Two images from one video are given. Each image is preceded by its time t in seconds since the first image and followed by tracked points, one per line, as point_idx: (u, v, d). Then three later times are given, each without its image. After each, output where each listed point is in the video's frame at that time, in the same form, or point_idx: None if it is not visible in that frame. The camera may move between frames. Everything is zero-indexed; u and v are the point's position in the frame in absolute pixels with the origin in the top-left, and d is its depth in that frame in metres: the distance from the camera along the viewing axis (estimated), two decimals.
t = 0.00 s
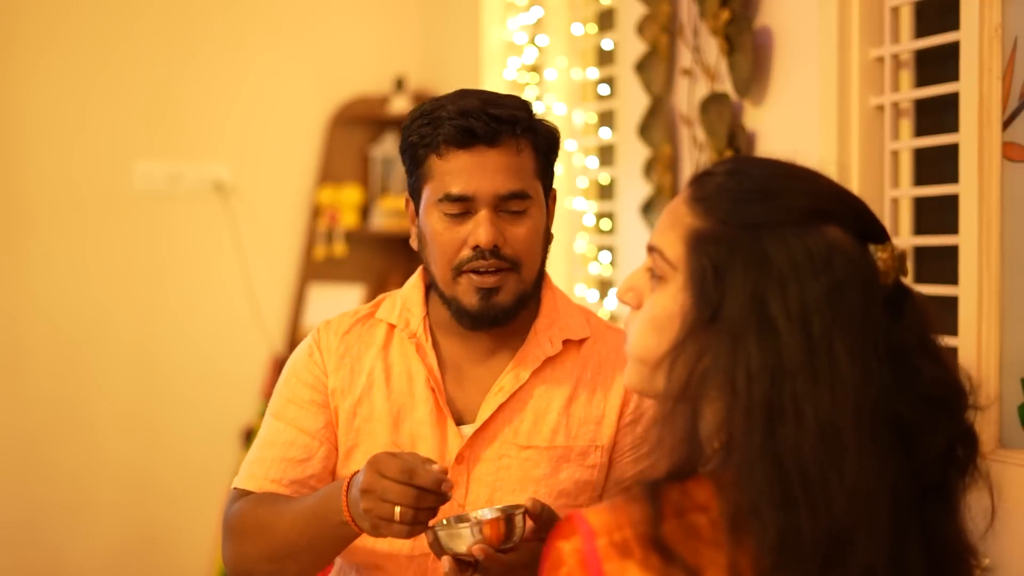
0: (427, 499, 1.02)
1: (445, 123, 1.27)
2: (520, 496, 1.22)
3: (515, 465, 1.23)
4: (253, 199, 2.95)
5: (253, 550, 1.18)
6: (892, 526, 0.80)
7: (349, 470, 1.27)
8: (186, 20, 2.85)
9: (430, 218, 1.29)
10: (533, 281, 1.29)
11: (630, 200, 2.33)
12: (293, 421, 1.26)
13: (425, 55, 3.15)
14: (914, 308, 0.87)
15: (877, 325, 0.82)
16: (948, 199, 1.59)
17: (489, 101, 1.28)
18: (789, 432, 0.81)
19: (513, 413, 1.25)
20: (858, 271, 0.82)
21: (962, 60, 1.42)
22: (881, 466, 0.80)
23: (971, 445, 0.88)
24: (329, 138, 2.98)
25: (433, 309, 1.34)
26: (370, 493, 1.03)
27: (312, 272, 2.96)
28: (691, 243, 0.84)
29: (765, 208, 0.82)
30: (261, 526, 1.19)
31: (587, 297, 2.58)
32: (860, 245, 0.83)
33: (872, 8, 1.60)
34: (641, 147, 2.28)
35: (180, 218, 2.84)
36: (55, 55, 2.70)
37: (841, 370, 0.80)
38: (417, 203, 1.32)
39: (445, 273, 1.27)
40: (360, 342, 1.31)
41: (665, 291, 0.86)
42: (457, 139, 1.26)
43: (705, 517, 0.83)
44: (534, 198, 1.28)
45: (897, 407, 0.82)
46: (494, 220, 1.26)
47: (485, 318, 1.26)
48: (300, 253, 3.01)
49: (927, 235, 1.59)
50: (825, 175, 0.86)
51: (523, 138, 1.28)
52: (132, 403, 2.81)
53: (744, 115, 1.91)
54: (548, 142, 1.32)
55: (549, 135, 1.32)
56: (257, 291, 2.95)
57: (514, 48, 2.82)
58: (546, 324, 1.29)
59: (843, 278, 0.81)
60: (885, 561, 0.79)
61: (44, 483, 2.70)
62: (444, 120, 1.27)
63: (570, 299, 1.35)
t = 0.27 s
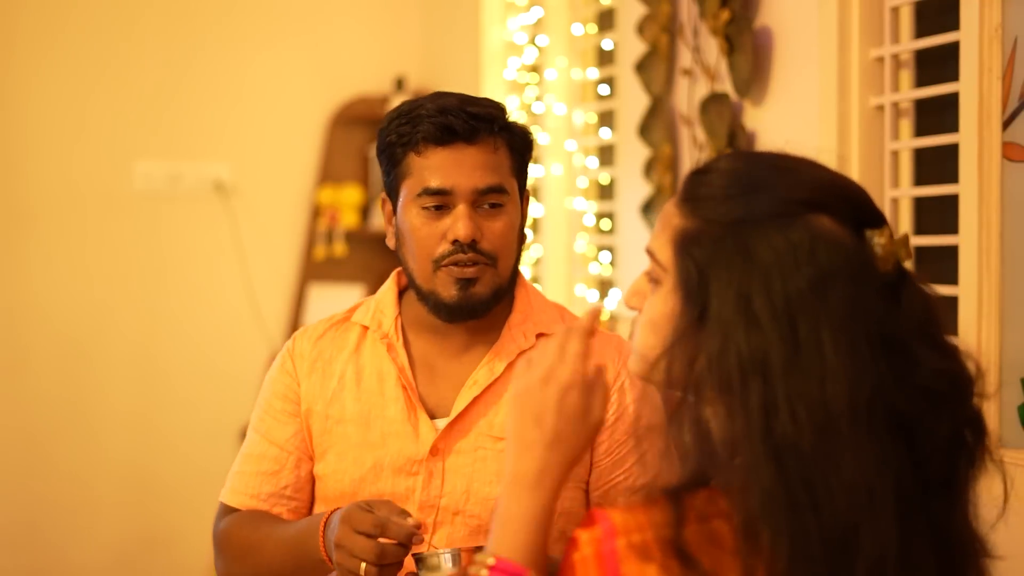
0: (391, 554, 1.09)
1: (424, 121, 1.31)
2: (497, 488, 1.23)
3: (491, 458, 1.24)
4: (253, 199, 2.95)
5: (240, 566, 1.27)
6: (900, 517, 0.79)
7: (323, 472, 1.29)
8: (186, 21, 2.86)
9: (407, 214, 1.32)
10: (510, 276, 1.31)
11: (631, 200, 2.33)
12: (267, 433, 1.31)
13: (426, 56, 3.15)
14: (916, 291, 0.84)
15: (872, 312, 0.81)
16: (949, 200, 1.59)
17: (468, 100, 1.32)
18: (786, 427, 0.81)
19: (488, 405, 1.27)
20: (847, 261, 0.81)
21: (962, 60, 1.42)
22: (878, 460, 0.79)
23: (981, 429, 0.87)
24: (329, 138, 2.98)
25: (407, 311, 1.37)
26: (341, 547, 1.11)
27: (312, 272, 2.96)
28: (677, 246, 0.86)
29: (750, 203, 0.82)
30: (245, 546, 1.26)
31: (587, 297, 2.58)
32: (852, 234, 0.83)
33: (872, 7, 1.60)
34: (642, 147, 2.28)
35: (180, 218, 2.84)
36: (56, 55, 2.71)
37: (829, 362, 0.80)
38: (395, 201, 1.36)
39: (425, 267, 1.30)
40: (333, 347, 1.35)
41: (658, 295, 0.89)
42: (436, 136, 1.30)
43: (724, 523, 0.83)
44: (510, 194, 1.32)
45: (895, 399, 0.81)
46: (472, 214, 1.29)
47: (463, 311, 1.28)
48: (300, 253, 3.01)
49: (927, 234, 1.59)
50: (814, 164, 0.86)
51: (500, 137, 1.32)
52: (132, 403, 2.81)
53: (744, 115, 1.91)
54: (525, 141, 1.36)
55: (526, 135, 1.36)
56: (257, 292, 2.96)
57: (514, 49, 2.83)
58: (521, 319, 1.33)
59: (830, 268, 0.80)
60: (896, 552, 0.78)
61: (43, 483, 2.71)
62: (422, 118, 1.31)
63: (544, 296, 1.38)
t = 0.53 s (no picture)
0: None
1: (428, 142, 1.36)
2: (476, 486, 1.31)
3: (471, 457, 1.33)
4: (253, 199, 2.95)
5: None
6: (889, 518, 0.79)
7: (306, 472, 1.37)
8: (187, 21, 2.86)
9: (404, 230, 1.37)
10: (501, 294, 1.38)
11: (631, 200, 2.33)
12: (253, 437, 1.40)
13: (426, 56, 3.16)
14: (910, 288, 0.84)
15: (862, 312, 0.80)
16: (948, 200, 1.59)
17: (469, 122, 1.38)
18: (773, 429, 0.80)
19: (469, 407, 1.35)
20: (836, 259, 0.80)
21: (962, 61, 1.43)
22: (864, 461, 0.79)
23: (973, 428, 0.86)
24: (330, 139, 2.99)
25: (389, 314, 1.45)
26: None
27: (313, 272, 2.96)
28: (674, 243, 0.87)
29: (743, 202, 0.83)
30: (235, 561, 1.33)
31: (587, 297, 2.59)
32: (845, 231, 0.82)
33: (871, 8, 1.61)
34: (642, 147, 2.28)
35: (181, 218, 2.85)
36: (57, 55, 2.71)
37: (818, 364, 0.79)
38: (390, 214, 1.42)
39: (421, 283, 1.35)
40: (317, 350, 1.43)
41: (659, 294, 0.92)
42: (439, 157, 1.35)
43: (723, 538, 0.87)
44: (506, 215, 1.38)
45: (884, 399, 0.81)
46: (471, 235, 1.35)
47: (456, 327, 1.35)
48: (300, 253, 3.02)
49: (927, 234, 1.60)
50: (810, 163, 0.86)
51: (499, 160, 1.39)
52: (132, 403, 2.81)
53: (744, 116, 1.91)
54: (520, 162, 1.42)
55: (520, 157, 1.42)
56: (257, 291, 2.96)
57: (514, 49, 2.83)
58: (502, 325, 1.41)
59: (818, 266, 0.80)
60: (883, 554, 0.78)
61: (44, 482, 2.71)
62: (425, 138, 1.37)
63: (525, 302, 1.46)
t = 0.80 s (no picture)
0: None
1: (454, 173, 1.33)
2: (480, 483, 1.32)
3: (473, 455, 1.34)
4: (254, 199, 2.95)
5: None
6: (898, 522, 0.79)
7: (304, 475, 1.36)
8: (187, 20, 2.86)
9: (422, 256, 1.36)
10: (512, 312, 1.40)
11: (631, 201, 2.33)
12: (248, 445, 1.38)
13: (426, 56, 3.15)
14: (918, 289, 0.84)
15: (870, 314, 0.81)
16: (949, 200, 1.59)
17: (493, 151, 1.35)
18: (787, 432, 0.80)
19: (469, 407, 1.36)
20: (842, 260, 0.80)
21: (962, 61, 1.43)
22: (873, 465, 0.79)
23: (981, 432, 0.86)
24: (329, 138, 2.98)
25: (382, 318, 1.45)
26: None
27: (312, 272, 2.96)
28: (682, 244, 0.87)
29: (748, 203, 0.83)
30: None
31: (587, 297, 2.59)
32: (851, 232, 0.82)
33: (872, 8, 1.61)
34: (642, 147, 2.28)
35: (180, 218, 2.84)
36: (56, 55, 2.72)
37: (827, 366, 0.80)
38: (404, 236, 1.39)
39: (440, 310, 1.35)
40: (311, 356, 1.42)
41: (665, 294, 0.90)
42: (465, 189, 1.33)
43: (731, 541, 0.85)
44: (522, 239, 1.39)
45: (891, 401, 0.81)
46: (493, 265, 1.35)
47: (473, 351, 1.37)
48: (300, 253, 3.01)
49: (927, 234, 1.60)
50: (816, 163, 0.85)
51: (518, 186, 1.38)
52: (132, 403, 2.81)
53: (744, 116, 1.91)
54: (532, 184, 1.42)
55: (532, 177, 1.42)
56: (257, 291, 2.96)
57: (513, 49, 2.83)
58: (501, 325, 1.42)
59: (824, 267, 0.80)
60: (894, 558, 0.78)
61: (44, 482, 2.72)
62: (451, 168, 1.34)
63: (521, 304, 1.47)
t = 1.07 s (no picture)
0: None
1: (468, 184, 1.32)
2: (492, 485, 1.32)
3: (485, 458, 1.34)
4: (254, 199, 2.95)
5: None
6: (896, 522, 0.79)
7: (313, 478, 1.35)
8: (187, 20, 2.86)
9: (434, 265, 1.34)
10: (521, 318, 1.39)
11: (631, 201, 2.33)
12: (255, 449, 1.37)
13: (426, 56, 3.15)
14: (920, 290, 0.83)
15: (874, 313, 0.80)
16: (948, 199, 1.59)
17: (508, 161, 1.34)
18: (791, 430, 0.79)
19: (481, 411, 1.36)
20: (847, 257, 0.80)
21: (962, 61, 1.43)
22: (876, 463, 0.78)
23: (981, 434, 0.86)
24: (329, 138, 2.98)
25: (388, 321, 1.45)
26: None
27: (313, 272, 2.96)
28: (688, 240, 0.86)
29: (751, 201, 0.83)
30: None
31: (587, 297, 2.59)
32: (854, 231, 0.82)
33: (872, 7, 1.61)
34: (642, 147, 2.28)
35: (180, 218, 2.84)
36: (56, 55, 2.71)
37: (832, 365, 0.79)
38: (415, 243, 1.38)
39: (450, 318, 1.34)
40: (318, 359, 1.41)
41: (665, 291, 0.88)
42: (478, 200, 1.32)
43: (734, 549, 0.83)
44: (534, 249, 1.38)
45: (894, 400, 0.80)
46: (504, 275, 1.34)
47: (482, 358, 1.36)
48: (300, 253, 3.01)
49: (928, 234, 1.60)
50: (819, 162, 0.85)
51: (532, 196, 1.37)
52: (132, 403, 2.81)
53: (744, 115, 1.91)
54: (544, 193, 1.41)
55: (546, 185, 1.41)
56: (257, 291, 2.96)
57: (514, 49, 2.83)
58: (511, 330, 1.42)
59: (830, 264, 0.79)
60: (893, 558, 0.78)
61: (45, 483, 2.71)
62: (465, 179, 1.32)
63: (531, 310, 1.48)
